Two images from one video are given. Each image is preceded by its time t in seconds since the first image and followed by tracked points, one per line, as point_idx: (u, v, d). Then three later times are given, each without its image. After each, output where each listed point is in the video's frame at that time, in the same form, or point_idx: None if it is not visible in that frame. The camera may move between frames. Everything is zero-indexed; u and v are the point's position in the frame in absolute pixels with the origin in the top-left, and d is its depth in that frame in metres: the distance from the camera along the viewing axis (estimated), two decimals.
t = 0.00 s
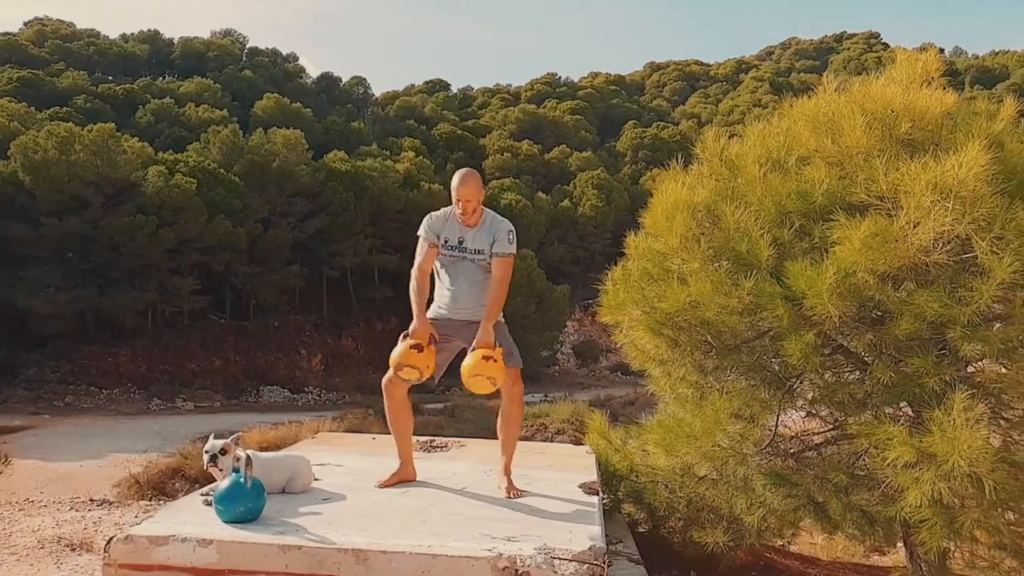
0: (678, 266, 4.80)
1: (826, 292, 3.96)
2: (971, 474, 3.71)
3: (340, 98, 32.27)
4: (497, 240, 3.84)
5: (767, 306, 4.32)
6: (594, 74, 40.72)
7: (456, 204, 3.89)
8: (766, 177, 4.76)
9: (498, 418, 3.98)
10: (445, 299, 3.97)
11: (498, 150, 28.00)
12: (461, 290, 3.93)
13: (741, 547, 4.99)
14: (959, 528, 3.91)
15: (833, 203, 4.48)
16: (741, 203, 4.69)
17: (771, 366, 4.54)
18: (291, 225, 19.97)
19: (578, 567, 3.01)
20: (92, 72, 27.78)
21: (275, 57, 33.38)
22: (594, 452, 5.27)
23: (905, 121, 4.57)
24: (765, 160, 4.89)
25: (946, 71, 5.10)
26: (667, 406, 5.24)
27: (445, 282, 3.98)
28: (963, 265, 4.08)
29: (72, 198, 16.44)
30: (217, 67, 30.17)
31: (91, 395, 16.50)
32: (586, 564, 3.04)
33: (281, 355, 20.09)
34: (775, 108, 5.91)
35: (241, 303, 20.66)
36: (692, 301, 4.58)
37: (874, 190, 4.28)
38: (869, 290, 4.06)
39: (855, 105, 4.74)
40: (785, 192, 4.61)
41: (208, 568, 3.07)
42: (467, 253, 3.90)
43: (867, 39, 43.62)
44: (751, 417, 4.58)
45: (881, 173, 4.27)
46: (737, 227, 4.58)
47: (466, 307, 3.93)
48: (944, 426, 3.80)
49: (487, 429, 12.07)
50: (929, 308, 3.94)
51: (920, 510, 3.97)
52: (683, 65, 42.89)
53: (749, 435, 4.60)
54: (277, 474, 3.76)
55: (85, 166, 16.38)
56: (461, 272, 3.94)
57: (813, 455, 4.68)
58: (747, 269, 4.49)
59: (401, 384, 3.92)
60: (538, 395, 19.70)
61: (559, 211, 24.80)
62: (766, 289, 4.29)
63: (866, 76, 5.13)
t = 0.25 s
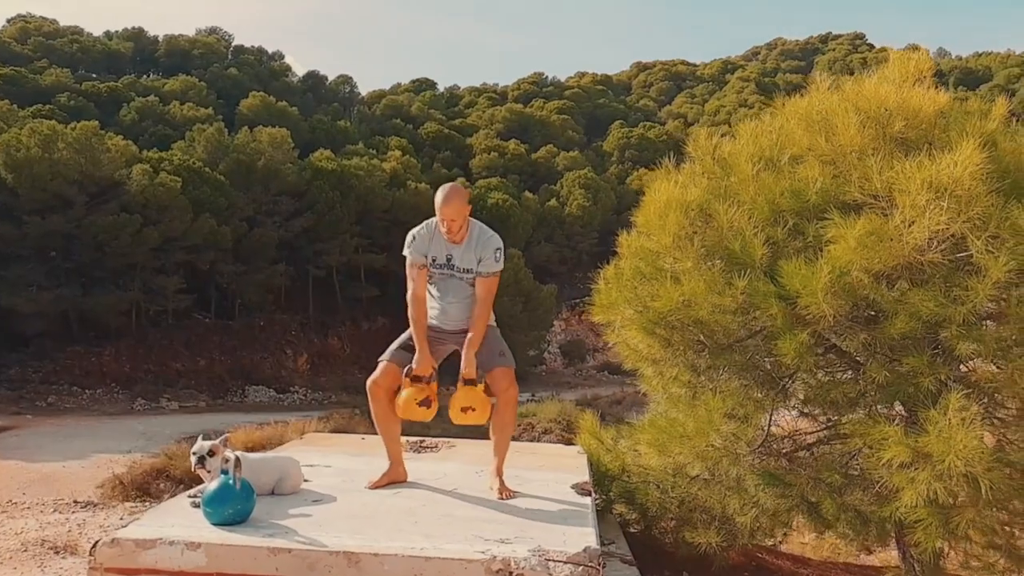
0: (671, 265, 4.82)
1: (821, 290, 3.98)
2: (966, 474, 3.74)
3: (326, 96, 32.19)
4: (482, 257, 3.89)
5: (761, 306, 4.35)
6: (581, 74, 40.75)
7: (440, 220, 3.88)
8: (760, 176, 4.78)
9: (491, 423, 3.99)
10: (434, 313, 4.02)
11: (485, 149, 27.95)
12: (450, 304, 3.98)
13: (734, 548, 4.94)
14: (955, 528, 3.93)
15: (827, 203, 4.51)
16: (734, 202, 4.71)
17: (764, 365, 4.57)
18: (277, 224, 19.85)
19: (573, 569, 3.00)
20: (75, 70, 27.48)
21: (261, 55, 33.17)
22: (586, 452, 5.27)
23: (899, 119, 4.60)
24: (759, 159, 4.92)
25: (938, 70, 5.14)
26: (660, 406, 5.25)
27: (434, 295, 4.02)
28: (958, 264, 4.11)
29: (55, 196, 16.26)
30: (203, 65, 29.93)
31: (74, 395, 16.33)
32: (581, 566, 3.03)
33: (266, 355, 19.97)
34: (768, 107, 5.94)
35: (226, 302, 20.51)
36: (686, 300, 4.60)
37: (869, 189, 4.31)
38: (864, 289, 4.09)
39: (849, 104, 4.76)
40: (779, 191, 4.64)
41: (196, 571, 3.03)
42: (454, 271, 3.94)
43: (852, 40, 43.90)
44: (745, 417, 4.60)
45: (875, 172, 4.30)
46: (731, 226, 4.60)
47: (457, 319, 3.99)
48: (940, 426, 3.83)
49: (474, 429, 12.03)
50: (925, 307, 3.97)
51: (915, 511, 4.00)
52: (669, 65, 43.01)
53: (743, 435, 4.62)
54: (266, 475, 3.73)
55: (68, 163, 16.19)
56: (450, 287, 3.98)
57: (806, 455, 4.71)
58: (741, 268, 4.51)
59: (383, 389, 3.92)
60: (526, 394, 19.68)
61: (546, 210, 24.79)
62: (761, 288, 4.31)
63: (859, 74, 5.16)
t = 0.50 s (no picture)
0: (663, 264, 4.83)
1: (815, 288, 3.99)
2: (962, 473, 3.75)
3: (311, 94, 32.09)
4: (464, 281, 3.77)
5: (755, 304, 4.35)
6: (566, 74, 40.78)
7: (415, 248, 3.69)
8: (753, 174, 4.80)
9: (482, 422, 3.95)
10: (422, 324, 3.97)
11: (471, 148, 27.90)
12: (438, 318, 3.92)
13: (727, 547, 4.88)
14: (952, 529, 3.94)
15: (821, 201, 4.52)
16: (727, 201, 4.73)
17: (757, 364, 4.58)
18: (261, 223, 19.71)
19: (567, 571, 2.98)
20: (56, 68, 27.15)
21: (245, 54, 32.95)
22: (577, 453, 5.26)
23: (894, 116, 4.62)
24: (751, 156, 4.94)
25: (930, 68, 5.16)
26: (652, 406, 5.25)
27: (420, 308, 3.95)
28: (953, 262, 4.12)
29: (36, 195, 16.05)
30: (186, 63, 29.67)
31: (56, 395, 16.13)
32: (576, 568, 3.01)
33: (250, 355, 19.83)
34: (760, 105, 5.96)
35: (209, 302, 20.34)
36: (679, 299, 4.61)
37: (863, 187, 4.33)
38: (859, 287, 4.10)
39: (843, 101, 4.78)
40: (773, 189, 4.66)
41: None
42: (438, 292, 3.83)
43: (835, 41, 44.20)
44: (738, 417, 4.61)
45: (870, 170, 4.31)
46: (725, 224, 4.61)
47: (446, 328, 3.95)
48: (937, 426, 3.84)
49: (460, 428, 11.99)
50: (920, 305, 3.98)
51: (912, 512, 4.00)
52: (654, 65, 43.15)
53: (737, 435, 4.62)
54: (254, 476, 3.69)
55: (49, 162, 15.95)
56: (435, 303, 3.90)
57: (799, 454, 4.72)
58: (734, 266, 4.52)
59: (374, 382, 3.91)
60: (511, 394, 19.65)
61: (532, 210, 24.77)
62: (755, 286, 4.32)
63: (852, 72, 5.17)
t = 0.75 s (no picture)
0: (658, 264, 4.82)
1: (813, 287, 3.99)
2: (962, 474, 3.76)
3: (299, 94, 31.96)
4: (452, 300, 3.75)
5: (751, 304, 4.36)
6: (554, 74, 40.77)
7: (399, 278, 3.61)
8: (748, 173, 4.80)
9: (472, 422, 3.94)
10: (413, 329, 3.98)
11: (460, 148, 27.85)
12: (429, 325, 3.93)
13: (720, 551, 5.05)
14: (950, 529, 3.94)
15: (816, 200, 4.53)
16: (722, 199, 4.73)
17: (752, 364, 4.59)
18: (250, 223, 19.61)
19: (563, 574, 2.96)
20: (42, 67, 26.90)
21: (233, 53, 32.77)
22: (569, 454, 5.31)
23: (891, 114, 4.63)
24: (746, 155, 4.95)
25: (925, 66, 5.17)
26: (647, 406, 5.26)
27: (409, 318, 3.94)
28: (951, 261, 4.13)
29: (23, 195, 15.89)
30: (174, 62, 29.46)
31: (42, 396, 15.97)
32: (572, 571, 2.99)
33: (239, 355, 19.71)
34: (754, 103, 5.97)
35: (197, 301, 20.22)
36: (674, 299, 4.61)
37: (860, 185, 4.33)
38: (857, 286, 4.10)
39: (839, 99, 4.79)
40: (768, 187, 4.66)
41: None
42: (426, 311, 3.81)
43: (823, 41, 44.45)
44: (734, 418, 4.60)
45: (866, 168, 4.32)
46: (720, 223, 4.61)
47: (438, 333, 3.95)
48: (936, 426, 3.85)
49: (450, 428, 11.97)
50: (917, 304, 3.98)
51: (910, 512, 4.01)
52: (643, 65, 43.21)
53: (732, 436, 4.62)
54: (244, 478, 3.65)
55: (35, 162, 15.76)
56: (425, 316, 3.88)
57: (795, 454, 4.72)
58: (731, 265, 4.52)
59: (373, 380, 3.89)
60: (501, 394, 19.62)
61: (521, 209, 24.75)
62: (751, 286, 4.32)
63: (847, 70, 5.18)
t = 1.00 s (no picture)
0: (655, 262, 4.80)
1: (812, 286, 3.98)
2: (965, 475, 3.74)
3: (289, 94, 31.86)
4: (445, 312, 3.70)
5: (749, 303, 4.34)
6: (545, 73, 40.78)
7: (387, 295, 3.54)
8: (745, 170, 4.79)
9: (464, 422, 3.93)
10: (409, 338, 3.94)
11: (451, 147, 27.82)
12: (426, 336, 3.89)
13: (717, 552, 5.08)
14: (953, 531, 3.93)
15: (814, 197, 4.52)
16: (719, 197, 4.72)
17: (749, 363, 4.58)
18: (240, 223, 19.52)
19: None
20: (31, 66, 26.71)
21: (223, 52, 32.63)
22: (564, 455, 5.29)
23: (890, 110, 4.62)
24: (743, 153, 4.94)
25: (922, 64, 5.17)
26: (643, 406, 5.25)
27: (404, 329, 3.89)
28: (952, 259, 4.12)
29: (12, 195, 15.76)
30: (164, 62, 29.31)
31: (31, 396, 15.84)
32: (569, 574, 2.96)
33: (229, 355, 19.61)
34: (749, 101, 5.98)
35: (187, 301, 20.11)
36: (671, 297, 4.59)
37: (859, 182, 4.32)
38: (858, 285, 4.08)
39: (837, 96, 4.78)
40: (766, 185, 4.64)
41: None
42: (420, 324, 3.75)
43: (812, 41, 44.66)
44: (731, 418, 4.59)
45: (866, 165, 4.31)
46: (717, 221, 4.60)
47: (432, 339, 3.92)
48: (939, 427, 3.84)
49: (442, 429, 11.94)
50: (918, 303, 3.97)
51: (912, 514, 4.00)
52: (633, 65, 43.27)
53: (730, 436, 4.60)
54: (235, 480, 3.61)
55: (24, 161, 15.66)
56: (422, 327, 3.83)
57: (793, 453, 4.72)
58: (728, 264, 4.51)
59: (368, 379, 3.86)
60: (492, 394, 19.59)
61: (512, 209, 24.74)
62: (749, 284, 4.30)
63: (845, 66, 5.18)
